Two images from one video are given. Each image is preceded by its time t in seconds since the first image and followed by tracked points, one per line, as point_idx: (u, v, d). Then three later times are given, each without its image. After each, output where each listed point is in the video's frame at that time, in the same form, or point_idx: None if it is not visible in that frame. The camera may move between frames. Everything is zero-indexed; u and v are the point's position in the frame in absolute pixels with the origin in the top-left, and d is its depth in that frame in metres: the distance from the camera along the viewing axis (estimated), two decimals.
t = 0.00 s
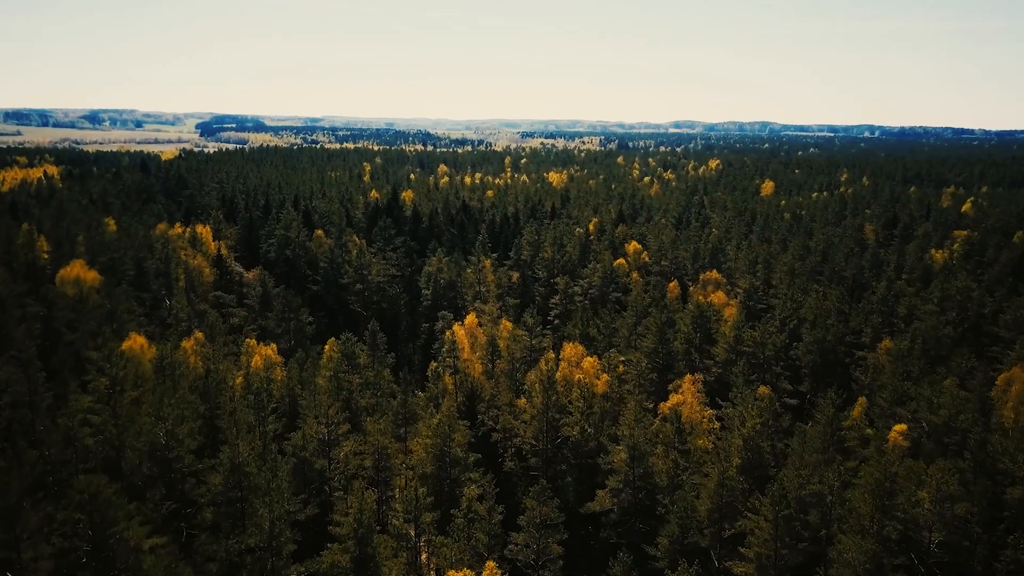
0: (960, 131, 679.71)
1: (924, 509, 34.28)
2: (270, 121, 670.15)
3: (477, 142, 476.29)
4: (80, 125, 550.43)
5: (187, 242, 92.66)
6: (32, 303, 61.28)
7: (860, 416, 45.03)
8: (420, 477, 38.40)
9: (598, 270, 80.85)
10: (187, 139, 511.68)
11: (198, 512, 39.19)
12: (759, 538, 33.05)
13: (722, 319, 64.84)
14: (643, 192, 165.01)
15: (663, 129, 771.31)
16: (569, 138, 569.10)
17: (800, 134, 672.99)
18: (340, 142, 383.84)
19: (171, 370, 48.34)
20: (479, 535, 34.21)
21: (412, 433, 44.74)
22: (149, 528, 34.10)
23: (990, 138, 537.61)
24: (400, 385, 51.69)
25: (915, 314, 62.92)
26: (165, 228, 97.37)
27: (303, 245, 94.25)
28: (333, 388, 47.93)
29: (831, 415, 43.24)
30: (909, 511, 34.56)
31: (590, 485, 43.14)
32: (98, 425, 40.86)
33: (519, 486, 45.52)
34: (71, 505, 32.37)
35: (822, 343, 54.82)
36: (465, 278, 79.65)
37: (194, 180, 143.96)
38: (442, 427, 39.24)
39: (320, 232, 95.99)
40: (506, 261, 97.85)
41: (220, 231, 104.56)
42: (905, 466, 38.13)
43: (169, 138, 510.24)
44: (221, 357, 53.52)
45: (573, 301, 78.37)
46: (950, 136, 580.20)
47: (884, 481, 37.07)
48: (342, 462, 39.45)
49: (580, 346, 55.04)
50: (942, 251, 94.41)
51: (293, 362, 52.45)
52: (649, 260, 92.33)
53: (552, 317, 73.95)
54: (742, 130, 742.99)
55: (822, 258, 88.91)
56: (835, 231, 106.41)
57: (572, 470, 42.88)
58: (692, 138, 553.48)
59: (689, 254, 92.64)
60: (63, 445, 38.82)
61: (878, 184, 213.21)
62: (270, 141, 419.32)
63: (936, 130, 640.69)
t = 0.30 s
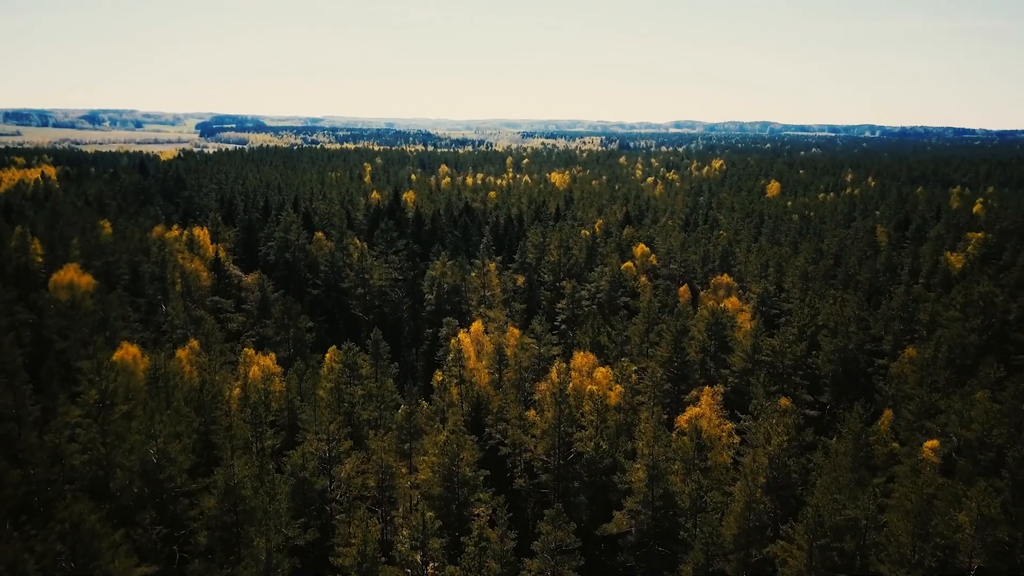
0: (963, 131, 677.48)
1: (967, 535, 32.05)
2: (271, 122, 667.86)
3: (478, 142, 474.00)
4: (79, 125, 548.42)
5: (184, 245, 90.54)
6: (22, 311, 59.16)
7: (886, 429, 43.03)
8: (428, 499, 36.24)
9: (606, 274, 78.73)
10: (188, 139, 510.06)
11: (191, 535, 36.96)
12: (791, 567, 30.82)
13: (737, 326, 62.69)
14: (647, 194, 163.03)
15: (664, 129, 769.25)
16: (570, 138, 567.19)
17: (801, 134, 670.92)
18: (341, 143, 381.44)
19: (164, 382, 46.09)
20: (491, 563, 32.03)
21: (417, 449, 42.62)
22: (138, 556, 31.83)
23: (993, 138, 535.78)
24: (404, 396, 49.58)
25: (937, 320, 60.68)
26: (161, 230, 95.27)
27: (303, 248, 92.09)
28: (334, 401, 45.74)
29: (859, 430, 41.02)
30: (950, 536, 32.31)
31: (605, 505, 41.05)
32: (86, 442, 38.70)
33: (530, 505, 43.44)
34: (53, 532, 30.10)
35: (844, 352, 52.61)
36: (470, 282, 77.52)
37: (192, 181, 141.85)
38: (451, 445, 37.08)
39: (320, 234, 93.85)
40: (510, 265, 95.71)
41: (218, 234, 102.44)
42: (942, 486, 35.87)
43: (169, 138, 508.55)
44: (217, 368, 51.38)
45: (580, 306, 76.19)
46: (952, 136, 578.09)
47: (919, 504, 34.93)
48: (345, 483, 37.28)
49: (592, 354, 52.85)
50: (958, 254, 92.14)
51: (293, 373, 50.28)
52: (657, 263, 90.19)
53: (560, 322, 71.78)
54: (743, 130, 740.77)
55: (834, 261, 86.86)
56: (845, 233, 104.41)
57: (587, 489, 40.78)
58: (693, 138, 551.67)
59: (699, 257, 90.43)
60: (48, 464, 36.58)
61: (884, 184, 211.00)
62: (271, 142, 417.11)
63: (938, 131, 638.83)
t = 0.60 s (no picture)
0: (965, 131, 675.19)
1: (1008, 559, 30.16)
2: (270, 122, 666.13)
3: (479, 142, 472.02)
4: (79, 126, 546.92)
5: (181, 247, 88.75)
6: (12, 317, 57.36)
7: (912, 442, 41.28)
8: (435, 519, 34.53)
9: (613, 277, 77.00)
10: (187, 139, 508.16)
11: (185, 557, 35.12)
12: None
13: (750, 331, 60.88)
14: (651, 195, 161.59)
15: (665, 129, 767.66)
16: (571, 138, 565.17)
17: (803, 134, 669.01)
18: (341, 143, 379.62)
19: (158, 393, 44.25)
20: None
21: (422, 464, 40.86)
22: None
23: (995, 138, 533.49)
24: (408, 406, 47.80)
25: (958, 326, 58.81)
26: (158, 232, 93.51)
27: (303, 250, 90.38)
28: (336, 412, 43.97)
29: (884, 444, 39.18)
30: (990, 561, 30.41)
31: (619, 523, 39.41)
32: (75, 459, 36.84)
33: (540, 521, 41.90)
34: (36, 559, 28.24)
35: (863, 360, 50.77)
36: (474, 286, 75.79)
37: (191, 181, 140.09)
38: (458, 461, 35.35)
39: (320, 236, 92.16)
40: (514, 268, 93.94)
41: (216, 236, 100.63)
42: (977, 505, 33.99)
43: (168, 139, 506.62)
44: (213, 377, 49.55)
45: (587, 311, 74.42)
46: (954, 136, 576.06)
47: (952, 524, 33.10)
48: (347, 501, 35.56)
49: (602, 362, 51.05)
50: (971, 256, 90.29)
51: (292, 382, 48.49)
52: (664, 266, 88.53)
53: (567, 328, 69.98)
54: (744, 130, 738.97)
55: (845, 263, 85.19)
56: (854, 234, 102.78)
57: (601, 506, 39.12)
58: (694, 138, 549.71)
59: (707, 260, 88.60)
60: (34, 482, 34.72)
61: (890, 184, 209.10)
62: (271, 142, 415.50)
63: (940, 131, 636.77)
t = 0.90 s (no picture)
0: (967, 131, 672.75)
1: None
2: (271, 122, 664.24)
3: (480, 142, 469.81)
4: (79, 126, 545.16)
5: (179, 250, 86.74)
6: (1, 324, 55.31)
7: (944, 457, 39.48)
8: (443, 544, 32.50)
9: (622, 280, 75.00)
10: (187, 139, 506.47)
11: None
12: None
13: (766, 338, 58.74)
14: (655, 195, 159.80)
15: (666, 129, 765.55)
16: (571, 138, 564.07)
17: (805, 134, 666.80)
18: (342, 143, 377.51)
19: (150, 405, 42.09)
20: None
21: (428, 482, 38.78)
22: None
23: (998, 138, 531.20)
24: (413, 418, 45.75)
25: (982, 333, 56.70)
26: (156, 235, 91.57)
27: (303, 253, 88.28)
28: (337, 427, 41.92)
29: (918, 462, 36.98)
30: None
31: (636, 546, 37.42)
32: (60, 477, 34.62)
33: (551, 541, 40.02)
34: None
35: (887, 370, 48.61)
36: (479, 291, 73.73)
37: (190, 182, 138.11)
38: (468, 483, 33.28)
39: (321, 239, 90.12)
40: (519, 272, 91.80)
41: (215, 238, 98.60)
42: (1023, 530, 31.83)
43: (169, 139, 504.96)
44: (209, 388, 47.44)
45: (595, 316, 72.24)
46: (957, 136, 573.77)
47: (995, 551, 30.98)
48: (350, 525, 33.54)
49: (615, 373, 48.97)
50: (987, 258, 88.10)
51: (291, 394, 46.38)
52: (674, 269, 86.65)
53: (574, 334, 67.83)
54: (746, 130, 736.81)
55: (859, 266, 83.20)
56: (866, 236, 100.79)
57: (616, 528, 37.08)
58: (696, 138, 547.66)
59: (717, 263, 86.47)
60: (15, 504, 32.48)
61: (896, 185, 206.93)
62: (272, 142, 413.58)
63: (942, 131, 634.33)
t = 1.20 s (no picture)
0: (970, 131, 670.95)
1: None
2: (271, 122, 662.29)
3: (481, 142, 469.02)
4: (78, 126, 543.37)
5: (176, 253, 84.94)
6: None
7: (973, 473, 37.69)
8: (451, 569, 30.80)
9: (629, 284, 73.23)
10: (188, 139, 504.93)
11: None
12: None
13: (780, 345, 56.89)
14: (659, 196, 158.15)
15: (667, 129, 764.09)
16: (572, 138, 562.85)
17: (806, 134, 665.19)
18: (343, 142, 377.75)
19: (143, 418, 40.31)
20: None
21: (434, 499, 37.00)
22: None
23: (1001, 138, 529.53)
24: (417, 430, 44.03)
25: (1004, 339, 54.87)
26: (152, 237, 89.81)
27: (303, 255, 86.52)
28: (338, 441, 40.15)
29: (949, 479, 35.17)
30: None
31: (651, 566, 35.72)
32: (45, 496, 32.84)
33: (562, 559, 38.35)
34: None
35: (908, 379, 46.78)
36: (483, 295, 71.97)
37: (189, 183, 136.39)
38: (476, 504, 31.55)
39: (321, 241, 88.25)
40: (524, 275, 90.06)
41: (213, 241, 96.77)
42: None
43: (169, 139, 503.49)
44: (205, 399, 45.63)
45: (602, 320, 70.41)
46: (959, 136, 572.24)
47: None
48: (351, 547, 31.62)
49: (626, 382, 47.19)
50: (1001, 260, 86.37)
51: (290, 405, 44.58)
52: (681, 272, 84.82)
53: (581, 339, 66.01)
54: (747, 129, 735.16)
55: (870, 268, 81.44)
56: (875, 237, 99.10)
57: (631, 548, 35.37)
58: (698, 138, 546.71)
59: (726, 265, 84.65)
60: None
61: (901, 185, 205.25)
62: (272, 142, 411.40)
63: (944, 131, 632.85)
